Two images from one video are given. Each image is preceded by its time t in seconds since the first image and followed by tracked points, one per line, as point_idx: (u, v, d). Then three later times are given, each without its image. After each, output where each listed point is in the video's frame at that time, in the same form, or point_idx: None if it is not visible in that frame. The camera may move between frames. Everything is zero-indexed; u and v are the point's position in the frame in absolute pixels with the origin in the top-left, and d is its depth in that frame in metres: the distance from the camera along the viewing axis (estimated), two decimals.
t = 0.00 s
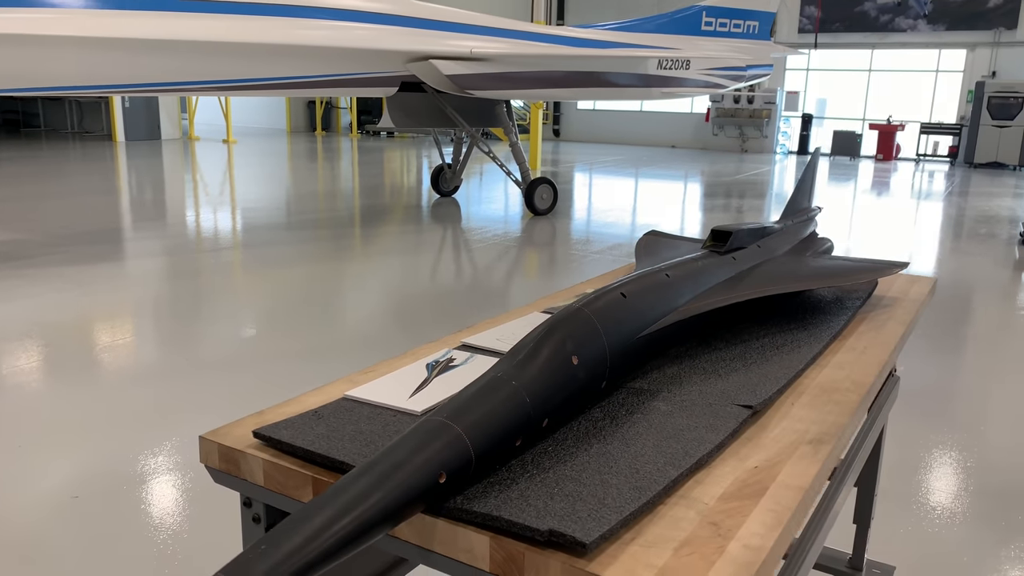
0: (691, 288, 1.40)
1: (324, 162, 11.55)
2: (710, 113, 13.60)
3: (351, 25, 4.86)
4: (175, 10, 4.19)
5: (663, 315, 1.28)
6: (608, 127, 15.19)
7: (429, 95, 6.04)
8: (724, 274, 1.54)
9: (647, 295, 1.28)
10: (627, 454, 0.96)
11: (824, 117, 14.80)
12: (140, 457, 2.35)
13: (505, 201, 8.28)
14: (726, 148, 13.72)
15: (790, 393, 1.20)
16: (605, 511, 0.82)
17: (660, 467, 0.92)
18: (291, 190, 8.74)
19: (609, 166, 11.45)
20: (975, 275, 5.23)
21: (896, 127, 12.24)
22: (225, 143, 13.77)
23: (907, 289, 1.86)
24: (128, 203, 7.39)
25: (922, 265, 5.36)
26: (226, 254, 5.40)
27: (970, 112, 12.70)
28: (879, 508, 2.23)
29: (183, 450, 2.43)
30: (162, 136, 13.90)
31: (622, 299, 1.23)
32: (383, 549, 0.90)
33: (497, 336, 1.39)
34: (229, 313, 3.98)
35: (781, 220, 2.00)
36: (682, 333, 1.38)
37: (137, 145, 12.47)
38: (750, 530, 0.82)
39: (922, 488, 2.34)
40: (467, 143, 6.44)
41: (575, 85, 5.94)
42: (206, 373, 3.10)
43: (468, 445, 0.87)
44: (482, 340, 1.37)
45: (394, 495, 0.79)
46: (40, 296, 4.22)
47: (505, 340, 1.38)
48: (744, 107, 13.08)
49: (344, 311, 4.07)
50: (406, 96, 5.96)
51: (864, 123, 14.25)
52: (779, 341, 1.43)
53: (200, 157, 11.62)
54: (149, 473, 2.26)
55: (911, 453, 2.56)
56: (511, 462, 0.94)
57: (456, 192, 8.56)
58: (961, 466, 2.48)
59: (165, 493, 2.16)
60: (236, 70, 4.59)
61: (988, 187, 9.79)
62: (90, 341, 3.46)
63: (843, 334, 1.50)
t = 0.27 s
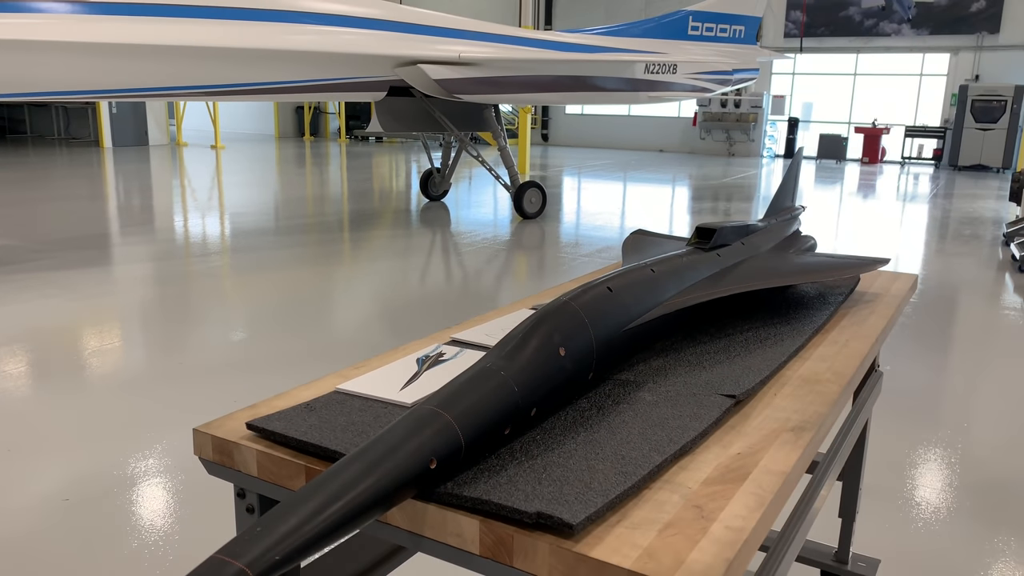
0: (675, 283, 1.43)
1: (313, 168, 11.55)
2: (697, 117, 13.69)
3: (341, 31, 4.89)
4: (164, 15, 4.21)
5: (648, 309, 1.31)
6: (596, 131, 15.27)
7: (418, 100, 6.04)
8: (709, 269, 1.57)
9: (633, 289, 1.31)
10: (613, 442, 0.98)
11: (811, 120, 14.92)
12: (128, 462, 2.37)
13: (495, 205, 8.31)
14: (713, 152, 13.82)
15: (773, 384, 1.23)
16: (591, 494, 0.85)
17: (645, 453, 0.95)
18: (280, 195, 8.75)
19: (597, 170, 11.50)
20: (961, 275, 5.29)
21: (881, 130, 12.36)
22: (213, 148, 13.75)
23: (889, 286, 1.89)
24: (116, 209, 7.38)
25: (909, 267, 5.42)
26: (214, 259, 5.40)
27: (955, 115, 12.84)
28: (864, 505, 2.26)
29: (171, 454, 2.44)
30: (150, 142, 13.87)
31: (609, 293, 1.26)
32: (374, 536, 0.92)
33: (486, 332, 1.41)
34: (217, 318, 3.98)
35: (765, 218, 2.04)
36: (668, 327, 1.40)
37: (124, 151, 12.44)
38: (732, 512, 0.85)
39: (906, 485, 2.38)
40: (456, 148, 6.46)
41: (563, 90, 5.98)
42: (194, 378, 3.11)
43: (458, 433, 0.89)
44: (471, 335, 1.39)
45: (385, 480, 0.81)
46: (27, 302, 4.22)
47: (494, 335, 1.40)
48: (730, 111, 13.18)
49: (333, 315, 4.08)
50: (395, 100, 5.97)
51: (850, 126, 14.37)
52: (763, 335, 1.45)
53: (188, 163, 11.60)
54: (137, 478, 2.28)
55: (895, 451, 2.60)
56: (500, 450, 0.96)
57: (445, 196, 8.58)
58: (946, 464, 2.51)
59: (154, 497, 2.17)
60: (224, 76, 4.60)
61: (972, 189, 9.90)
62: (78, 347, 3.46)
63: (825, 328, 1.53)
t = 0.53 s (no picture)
0: (666, 281, 1.46)
1: (302, 174, 11.55)
2: (685, 123, 13.78)
3: (330, 37, 4.91)
4: (155, 21, 4.22)
5: (640, 305, 1.34)
6: (585, 137, 15.35)
7: (408, 105, 6.06)
8: (698, 268, 1.60)
9: (625, 286, 1.34)
10: (607, 433, 1.01)
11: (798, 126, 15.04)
12: (119, 468, 2.38)
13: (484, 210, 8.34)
14: (701, 157, 13.92)
15: (761, 377, 1.26)
16: (587, 481, 0.87)
17: (639, 443, 0.98)
18: (269, 200, 8.75)
19: (586, 175, 11.55)
20: (947, 279, 5.35)
21: (867, 136, 12.47)
22: (201, 155, 13.72)
23: (874, 285, 1.93)
24: (104, 215, 7.36)
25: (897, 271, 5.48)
26: (203, 265, 5.40)
27: (939, 120, 12.99)
28: (851, 504, 2.30)
29: (162, 460, 2.45)
30: (138, 148, 13.82)
31: (601, 289, 1.29)
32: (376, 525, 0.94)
33: (481, 329, 1.44)
34: (208, 323, 3.99)
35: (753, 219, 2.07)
36: (659, 324, 1.43)
37: (112, 157, 12.39)
38: (723, 498, 0.87)
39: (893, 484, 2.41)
40: (446, 153, 6.48)
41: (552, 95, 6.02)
42: (185, 384, 3.12)
43: (456, 423, 0.92)
44: (465, 333, 1.42)
45: (387, 468, 0.83)
46: (15, 308, 4.21)
47: (489, 333, 1.42)
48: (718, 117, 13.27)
49: (325, 320, 4.09)
50: (385, 106, 5.98)
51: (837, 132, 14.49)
52: (751, 331, 1.49)
53: (177, 169, 11.57)
54: (127, 484, 2.28)
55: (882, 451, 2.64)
56: (497, 441, 0.98)
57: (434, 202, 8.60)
58: (932, 463, 2.55)
59: (144, 502, 2.18)
60: (214, 82, 4.61)
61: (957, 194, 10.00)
62: (67, 353, 3.46)
63: (812, 325, 1.57)
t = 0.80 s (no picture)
0: (652, 285, 1.50)
1: (292, 184, 11.55)
2: (673, 134, 13.90)
3: (319, 48, 4.95)
4: (144, 32, 4.24)
5: (625, 308, 1.37)
6: (575, 148, 15.45)
7: (397, 116, 6.08)
8: (683, 273, 1.64)
9: (611, 289, 1.37)
10: (594, 430, 1.04)
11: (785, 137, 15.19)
12: (105, 477, 2.38)
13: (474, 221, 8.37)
14: (689, 168, 14.03)
15: (744, 377, 1.29)
16: (573, 475, 0.90)
17: (624, 439, 1.00)
18: (259, 211, 8.76)
19: (576, 186, 11.61)
20: (933, 288, 5.41)
21: (853, 147, 12.61)
22: (191, 166, 13.70)
23: (856, 290, 1.97)
24: (92, 227, 7.34)
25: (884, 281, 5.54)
26: (192, 275, 5.40)
27: (923, 131, 13.15)
28: (835, 508, 2.33)
29: (149, 470, 2.45)
30: (127, 159, 13.81)
31: (587, 292, 1.32)
32: (367, 521, 0.96)
33: (471, 332, 1.46)
34: (196, 334, 3.99)
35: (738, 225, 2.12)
36: (644, 327, 1.46)
37: (101, 168, 12.35)
38: (705, 491, 0.90)
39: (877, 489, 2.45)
40: (436, 163, 6.51)
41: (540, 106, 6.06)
42: (173, 393, 3.12)
43: (446, 421, 0.94)
44: (455, 335, 1.45)
45: (378, 462, 0.85)
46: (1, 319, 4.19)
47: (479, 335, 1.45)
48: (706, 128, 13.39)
49: (313, 330, 4.10)
50: (375, 117, 6.00)
51: (823, 143, 14.63)
52: (735, 334, 1.52)
53: (166, 180, 11.56)
54: (113, 493, 2.29)
55: (866, 456, 2.68)
56: (486, 438, 1.01)
57: (424, 212, 8.63)
58: (916, 468, 2.59)
59: (132, 510, 2.19)
60: (202, 92, 4.63)
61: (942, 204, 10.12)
62: (53, 364, 3.45)
63: (794, 327, 1.60)
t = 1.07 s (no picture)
0: (641, 295, 1.53)
1: (283, 201, 11.57)
2: (663, 149, 14.02)
3: (310, 64, 4.99)
4: (135, 49, 4.27)
5: (615, 317, 1.40)
6: (565, 164, 15.55)
7: (388, 131, 6.12)
8: (672, 284, 1.67)
9: (600, 299, 1.40)
10: (584, 434, 1.06)
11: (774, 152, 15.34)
12: (97, 493, 2.39)
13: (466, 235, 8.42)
14: (679, 183, 14.15)
15: (732, 384, 1.32)
16: (565, 476, 0.92)
17: (614, 443, 1.03)
18: (250, 227, 8.77)
19: (567, 201, 11.68)
20: (921, 300, 5.48)
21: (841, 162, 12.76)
22: (182, 183, 13.71)
23: (842, 300, 2.01)
24: (82, 243, 7.33)
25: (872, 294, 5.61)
26: (183, 291, 5.41)
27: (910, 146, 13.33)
28: (823, 517, 2.36)
29: (141, 484, 2.46)
30: (118, 176, 13.81)
31: (578, 302, 1.35)
32: (363, 524, 0.98)
33: (464, 342, 1.49)
34: (188, 349, 3.99)
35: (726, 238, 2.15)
36: (635, 335, 1.49)
37: (91, 185, 12.34)
38: (693, 491, 0.93)
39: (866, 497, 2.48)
40: (427, 179, 6.55)
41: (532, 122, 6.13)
42: (164, 409, 3.13)
43: (441, 424, 0.97)
44: (448, 343, 1.47)
45: (375, 465, 0.88)
46: None
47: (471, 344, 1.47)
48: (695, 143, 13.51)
49: (305, 345, 4.11)
50: (366, 133, 6.03)
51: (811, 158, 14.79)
52: (722, 342, 1.55)
53: (157, 197, 11.56)
54: (104, 509, 2.30)
55: (854, 465, 2.72)
56: (480, 442, 1.03)
57: (416, 227, 8.67)
58: (903, 477, 2.62)
59: (122, 526, 2.20)
60: (194, 109, 4.66)
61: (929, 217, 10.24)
62: (44, 381, 3.46)
63: (781, 335, 1.64)
